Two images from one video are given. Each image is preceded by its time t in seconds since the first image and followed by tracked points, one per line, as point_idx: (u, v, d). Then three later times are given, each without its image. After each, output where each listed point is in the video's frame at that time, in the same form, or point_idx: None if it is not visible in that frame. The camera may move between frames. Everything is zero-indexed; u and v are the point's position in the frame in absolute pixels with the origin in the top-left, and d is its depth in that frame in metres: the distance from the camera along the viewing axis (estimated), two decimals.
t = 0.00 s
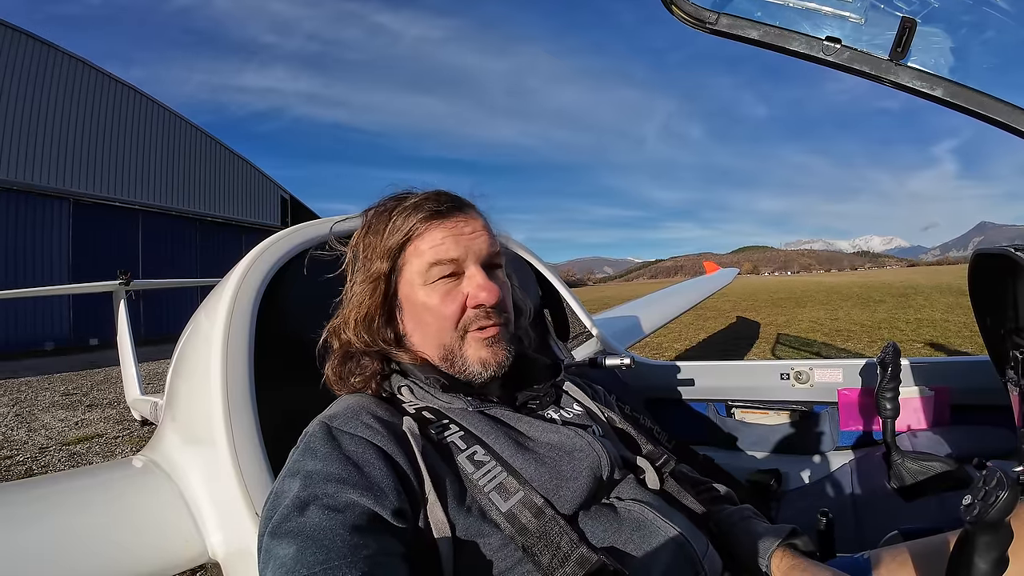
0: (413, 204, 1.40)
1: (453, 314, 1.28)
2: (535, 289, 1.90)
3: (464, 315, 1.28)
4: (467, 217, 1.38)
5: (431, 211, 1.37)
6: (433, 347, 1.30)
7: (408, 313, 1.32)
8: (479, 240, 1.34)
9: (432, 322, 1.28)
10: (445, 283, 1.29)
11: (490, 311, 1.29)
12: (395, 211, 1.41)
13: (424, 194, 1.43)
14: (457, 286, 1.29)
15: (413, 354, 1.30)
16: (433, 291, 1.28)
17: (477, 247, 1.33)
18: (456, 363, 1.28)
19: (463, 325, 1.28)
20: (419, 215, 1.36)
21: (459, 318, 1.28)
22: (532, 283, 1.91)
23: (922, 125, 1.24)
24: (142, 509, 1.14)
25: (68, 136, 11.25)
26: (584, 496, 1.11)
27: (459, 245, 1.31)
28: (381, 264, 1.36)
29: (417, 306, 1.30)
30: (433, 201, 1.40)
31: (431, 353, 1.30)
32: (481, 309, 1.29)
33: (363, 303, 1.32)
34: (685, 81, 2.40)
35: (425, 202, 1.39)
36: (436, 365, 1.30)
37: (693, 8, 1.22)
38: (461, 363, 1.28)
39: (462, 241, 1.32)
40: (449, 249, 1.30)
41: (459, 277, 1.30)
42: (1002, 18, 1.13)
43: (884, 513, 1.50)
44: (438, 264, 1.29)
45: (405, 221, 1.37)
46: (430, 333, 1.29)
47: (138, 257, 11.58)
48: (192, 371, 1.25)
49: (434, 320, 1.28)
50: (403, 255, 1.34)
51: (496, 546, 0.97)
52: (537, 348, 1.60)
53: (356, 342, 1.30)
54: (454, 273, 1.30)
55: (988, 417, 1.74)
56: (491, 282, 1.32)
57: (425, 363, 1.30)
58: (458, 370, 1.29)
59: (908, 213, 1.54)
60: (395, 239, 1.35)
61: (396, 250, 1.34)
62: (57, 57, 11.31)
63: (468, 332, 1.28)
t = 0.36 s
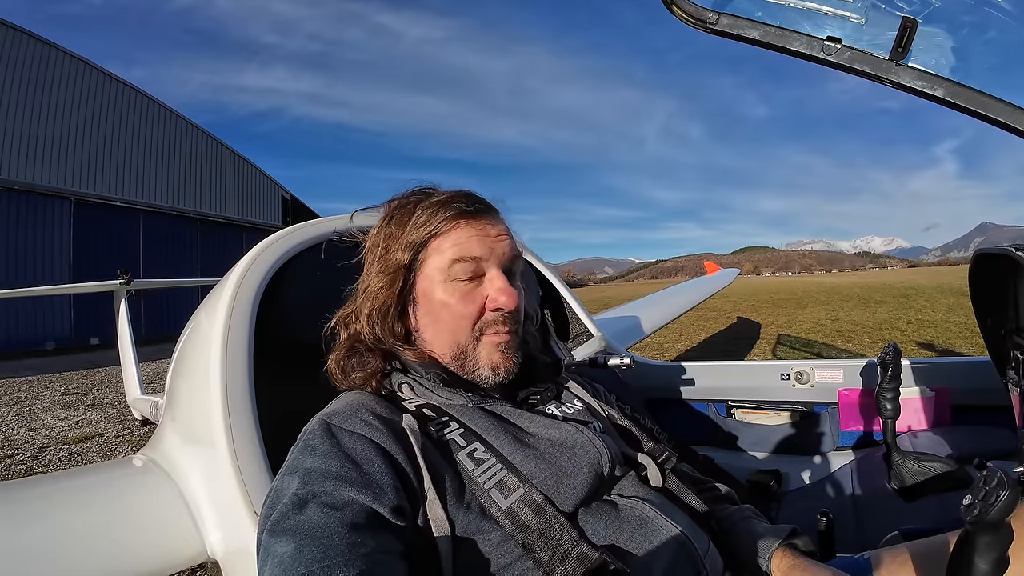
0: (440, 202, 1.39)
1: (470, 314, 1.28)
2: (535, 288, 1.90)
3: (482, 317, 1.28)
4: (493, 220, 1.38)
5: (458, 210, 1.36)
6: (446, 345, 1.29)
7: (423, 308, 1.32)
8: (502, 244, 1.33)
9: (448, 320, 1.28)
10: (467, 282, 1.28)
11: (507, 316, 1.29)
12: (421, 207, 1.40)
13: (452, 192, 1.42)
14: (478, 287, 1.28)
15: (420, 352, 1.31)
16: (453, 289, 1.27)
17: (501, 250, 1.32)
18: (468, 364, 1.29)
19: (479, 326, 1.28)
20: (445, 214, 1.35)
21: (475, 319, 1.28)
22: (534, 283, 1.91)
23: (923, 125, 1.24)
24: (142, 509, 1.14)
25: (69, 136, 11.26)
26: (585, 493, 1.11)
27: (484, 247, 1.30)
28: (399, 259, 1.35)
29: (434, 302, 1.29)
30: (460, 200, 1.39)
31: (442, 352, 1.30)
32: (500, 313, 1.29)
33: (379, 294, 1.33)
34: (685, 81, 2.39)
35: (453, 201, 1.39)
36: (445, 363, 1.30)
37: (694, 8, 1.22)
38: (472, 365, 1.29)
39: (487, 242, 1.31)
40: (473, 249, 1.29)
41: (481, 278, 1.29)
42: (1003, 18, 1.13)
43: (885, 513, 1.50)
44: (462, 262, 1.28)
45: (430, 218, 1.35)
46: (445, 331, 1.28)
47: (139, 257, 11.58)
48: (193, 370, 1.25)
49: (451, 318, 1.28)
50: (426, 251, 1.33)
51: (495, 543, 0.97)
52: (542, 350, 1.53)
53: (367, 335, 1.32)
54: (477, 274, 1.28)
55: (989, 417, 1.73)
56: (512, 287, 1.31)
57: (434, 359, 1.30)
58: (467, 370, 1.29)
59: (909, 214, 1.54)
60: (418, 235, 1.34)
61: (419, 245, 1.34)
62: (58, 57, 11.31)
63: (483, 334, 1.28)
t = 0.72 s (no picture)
0: (419, 200, 1.42)
1: (449, 308, 1.29)
2: (536, 288, 1.90)
3: (460, 310, 1.29)
4: (470, 214, 1.40)
5: (435, 205, 1.39)
6: (430, 341, 1.31)
7: (407, 306, 1.34)
8: (478, 236, 1.35)
9: (428, 316, 1.30)
10: (444, 277, 1.30)
11: (486, 307, 1.30)
12: (401, 207, 1.44)
13: (430, 191, 1.45)
14: (455, 281, 1.30)
15: (413, 347, 1.32)
16: (431, 284, 1.30)
17: (477, 243, 1.34)
18: (452, 359, 1.29)
19: (459, 320, 1.29)
20: (422, 211, 1.38)
21: (455, 313, 1.29)
22: (535, 283, 1.92)
23: (923, 126, 1.24)
24: (145, 508, 1.14)
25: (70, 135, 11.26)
26: (587, 492, 1.11)
27: (459, 241, 1.33)
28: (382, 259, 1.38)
29: (415, 299, 1.32)
30: (439, 197, 1.42)
31: (428, 348, 1.31)
32: (477, 304, 1.30)
33: (366, 295, 1.34)
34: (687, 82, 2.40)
35: (431, 199, 1.42)
36: (433, 360, 1.32)
37: (696, 9, 1.23)
38: (457, 359, 1.29)
39: (462, 235, 1.33)
40: (449, 243, 1.32)
41: (458, 272, 1.31)
42: (1004, 19, 1.15)
43: (887, 514, 1.51)
44: (437, 258, 1.31)
45: (408, 216, 1.39)
46: (427, 327, 1.30)
47: (140, 257, 11.59)
48: (196, 369, 1.26)
49: (431, 313, 1.29)
50: (405, 249, 1.36)
51: (499, 541, 0.97)
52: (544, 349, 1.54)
53: (359, 335, 1.31)
54: (453, 268, 1.31)
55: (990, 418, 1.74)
56: (489, 278, 1.32)
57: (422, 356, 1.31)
58: (453, 366, 1.29)
59: (911, 215, 1.54)
60: (397, 234, 1.37)
61: (398, 245, 1.36)
62: (59, 57, 11.33)
63: (463, 327, 1.29)
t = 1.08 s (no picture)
0: (420, 208, 1.38)
1: (465, 320, 1.29)
2: (536, 290, 1.89)
3: (477, 321, 1.29)
4: (474, 221, 1.38)
5: (440, 215, 1.35)
6: (444, 353, 1.30)
7: (417, 319, 1.32)
8: (488, 244, 1.34)
9: (443, 329, 1.29)
10: (457, 289, 1.29)
11: (502, 317, 1.31)
12: (400, 215, 1.39)
13: (429, 196, 1.41)
14: (468, 292, 1.29)
15: (421, 357, 1.31)
16: (445, 298, 1.28)
17: (487, 251, 1.33)
18: (470, 368, 1.30)
19: (476, 330, 1.30)
20: (427, 221, 1.34)
21: (471, 324, 1.29)
22: (534, 284, 1.91)
23: (924, 127, 1.24)
24: (144, 509, 1.14)
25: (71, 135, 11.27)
26: (586, 494, 1.11)
27: (470, 251, 1.31)
28: (384, 272, 1.34)
29: (427, 312, 1.30)
30: (441, 204, 1.39)
31: (442, 360, 1.31)
32: (494, 314, 1.30)
33: (368, 310, 1.31)
34: (687, 83, 2.40)
35: (433, 206, 1.38)
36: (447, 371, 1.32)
37: (696, 9, 1.23)
38: (475, 369, 1.30)
39: (473, 246, 1.32)
40: (461, 254, 1.29)
41: (470, 283, 1.30)
42: (1006, 20, 1.14)
43: (887, 515, 1.50)
44: (450, 270, 1.29)
45: (412, 227, 1.34)
46: (442, 340, 1.29)
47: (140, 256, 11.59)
48: (195, 370, 1.25)
49: (447, 326, 1.28)
50: (411, 261, 1.33)
51: (497, 544, 0.97)
52: (540, 349, 1.54)
53: (358, 350, 1.30)
54: (466, 279, 1.29)
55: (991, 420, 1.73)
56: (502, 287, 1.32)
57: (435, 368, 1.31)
58: (471, 375, 1.31)
59: (911, 215, 1.53)
60: (401, 246, 1.33)
61: (403, 257, 1.33)
62: (60, 57, 11.33)
63: (480, 337, 1.30)
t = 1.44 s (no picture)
0: (430, 205, 1.39)
1: (474, 315, 1.31)
2: (539, 293, 1.89)
3: (486, 315, 1.32)
4: (483, 219, 1.40)
5: (451, 211, 1.37)
6: (452, 348, 1.32)
7: (425, 314, 1.33)
8: (497, 241, 1.37)
9: (453, 323, 1.30)
10: (468, 284, 1.30)
11: (510, 311, 1.34)
12: (409, 212, 1.40)
13: (438, 194, 1.42)
14: (478, 287, 1.31)
15: (427, 355, 1.31)
16: (455, 292, 1.30)
17: (496, 248, 1.36)
18: (477, 363, 1.32)
19: (484, 325, 1.32)
20: (438, 217, 1.36)
21: (481, 318, 1.31)
22: (536, 285, 1.90)
23: (925, 128, 1.24)
24: (146, 510, 1.14)
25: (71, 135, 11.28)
26: (590, 496, 1.11)
27: (481, 247, 1.33)
28: (395, 267, 1.34)
29: (436, 306, 1.31)
30: (450, 202, 1.40)
31: (450, 354, 1.32)
32: (502, 309, 1.33)
33: (378, 305, 1.32)
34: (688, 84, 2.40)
35: (443, 203, 1.39)
36: (454, 366, 1.33)
37: (698, 11, 1.23)
38: (482, 364, 1.32)
39: (483, 242, 1.34)
40: (472, 250, 1.31)
41: (480, 278, 1.32)
42: (1005, 22, 1.14)
43: (888, 517, 1.51)
44: (461, 265, 1.30)
45: (423, 223, 1.35)
46: (452, 334, 1.30)
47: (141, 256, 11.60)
48: (198, 372, 1.26)
49: (456, 320, 1.30)
50: (422, 257, 1.34)
51: (502, 546, 0.97)
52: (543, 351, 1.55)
53: (367, 346, 1.29)
54: (476, 274, 1.31)
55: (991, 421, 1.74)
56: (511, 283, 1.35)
57: (443, 363, 1.32)
58: (478, 371, 1.32)
59: (911, 216, 1.54)
60: (412, 241, 1.34)
61: (414, 252, 1.34)
62: (60, 57, 11.33)
63: (489, 331, 1.32)
